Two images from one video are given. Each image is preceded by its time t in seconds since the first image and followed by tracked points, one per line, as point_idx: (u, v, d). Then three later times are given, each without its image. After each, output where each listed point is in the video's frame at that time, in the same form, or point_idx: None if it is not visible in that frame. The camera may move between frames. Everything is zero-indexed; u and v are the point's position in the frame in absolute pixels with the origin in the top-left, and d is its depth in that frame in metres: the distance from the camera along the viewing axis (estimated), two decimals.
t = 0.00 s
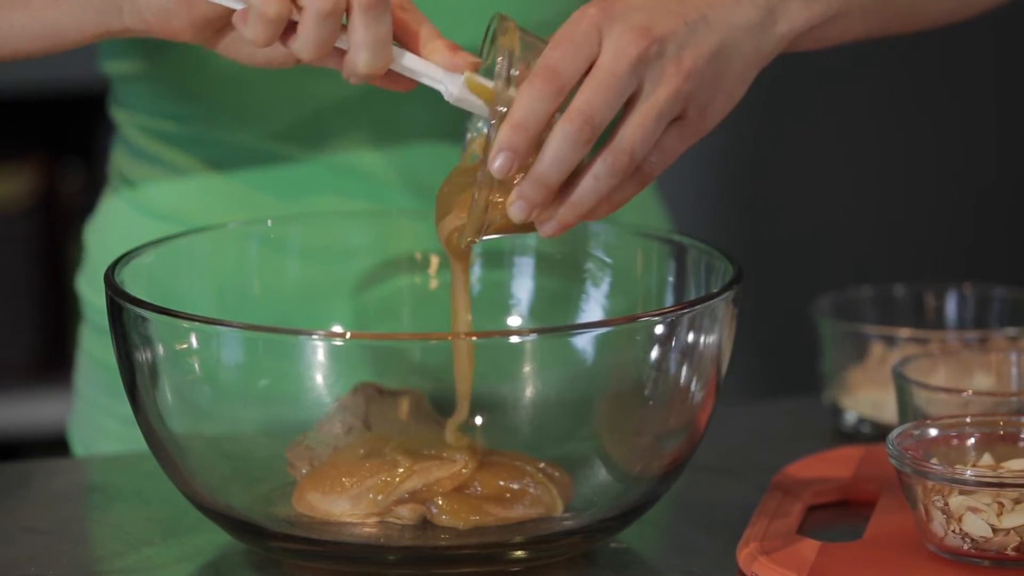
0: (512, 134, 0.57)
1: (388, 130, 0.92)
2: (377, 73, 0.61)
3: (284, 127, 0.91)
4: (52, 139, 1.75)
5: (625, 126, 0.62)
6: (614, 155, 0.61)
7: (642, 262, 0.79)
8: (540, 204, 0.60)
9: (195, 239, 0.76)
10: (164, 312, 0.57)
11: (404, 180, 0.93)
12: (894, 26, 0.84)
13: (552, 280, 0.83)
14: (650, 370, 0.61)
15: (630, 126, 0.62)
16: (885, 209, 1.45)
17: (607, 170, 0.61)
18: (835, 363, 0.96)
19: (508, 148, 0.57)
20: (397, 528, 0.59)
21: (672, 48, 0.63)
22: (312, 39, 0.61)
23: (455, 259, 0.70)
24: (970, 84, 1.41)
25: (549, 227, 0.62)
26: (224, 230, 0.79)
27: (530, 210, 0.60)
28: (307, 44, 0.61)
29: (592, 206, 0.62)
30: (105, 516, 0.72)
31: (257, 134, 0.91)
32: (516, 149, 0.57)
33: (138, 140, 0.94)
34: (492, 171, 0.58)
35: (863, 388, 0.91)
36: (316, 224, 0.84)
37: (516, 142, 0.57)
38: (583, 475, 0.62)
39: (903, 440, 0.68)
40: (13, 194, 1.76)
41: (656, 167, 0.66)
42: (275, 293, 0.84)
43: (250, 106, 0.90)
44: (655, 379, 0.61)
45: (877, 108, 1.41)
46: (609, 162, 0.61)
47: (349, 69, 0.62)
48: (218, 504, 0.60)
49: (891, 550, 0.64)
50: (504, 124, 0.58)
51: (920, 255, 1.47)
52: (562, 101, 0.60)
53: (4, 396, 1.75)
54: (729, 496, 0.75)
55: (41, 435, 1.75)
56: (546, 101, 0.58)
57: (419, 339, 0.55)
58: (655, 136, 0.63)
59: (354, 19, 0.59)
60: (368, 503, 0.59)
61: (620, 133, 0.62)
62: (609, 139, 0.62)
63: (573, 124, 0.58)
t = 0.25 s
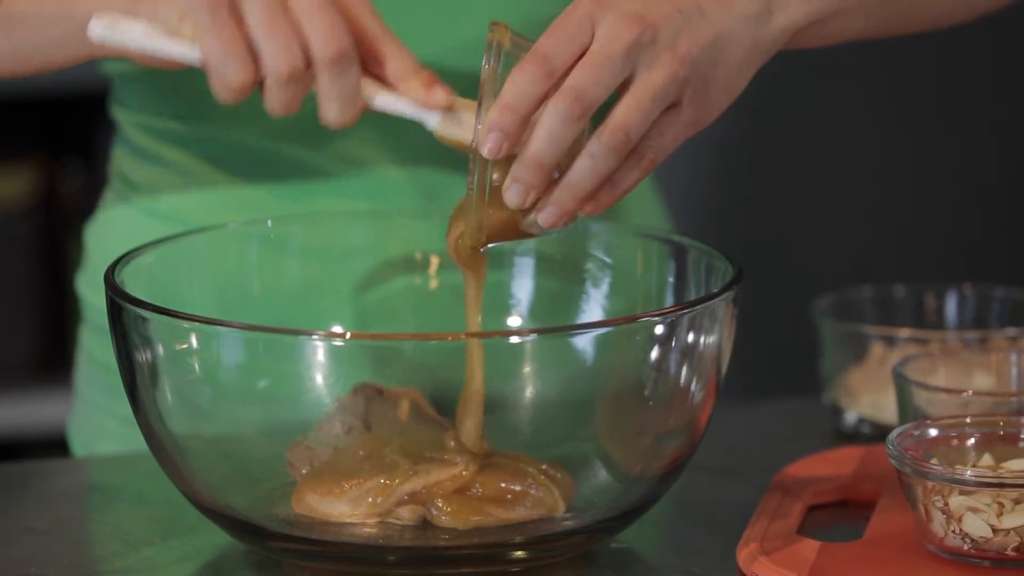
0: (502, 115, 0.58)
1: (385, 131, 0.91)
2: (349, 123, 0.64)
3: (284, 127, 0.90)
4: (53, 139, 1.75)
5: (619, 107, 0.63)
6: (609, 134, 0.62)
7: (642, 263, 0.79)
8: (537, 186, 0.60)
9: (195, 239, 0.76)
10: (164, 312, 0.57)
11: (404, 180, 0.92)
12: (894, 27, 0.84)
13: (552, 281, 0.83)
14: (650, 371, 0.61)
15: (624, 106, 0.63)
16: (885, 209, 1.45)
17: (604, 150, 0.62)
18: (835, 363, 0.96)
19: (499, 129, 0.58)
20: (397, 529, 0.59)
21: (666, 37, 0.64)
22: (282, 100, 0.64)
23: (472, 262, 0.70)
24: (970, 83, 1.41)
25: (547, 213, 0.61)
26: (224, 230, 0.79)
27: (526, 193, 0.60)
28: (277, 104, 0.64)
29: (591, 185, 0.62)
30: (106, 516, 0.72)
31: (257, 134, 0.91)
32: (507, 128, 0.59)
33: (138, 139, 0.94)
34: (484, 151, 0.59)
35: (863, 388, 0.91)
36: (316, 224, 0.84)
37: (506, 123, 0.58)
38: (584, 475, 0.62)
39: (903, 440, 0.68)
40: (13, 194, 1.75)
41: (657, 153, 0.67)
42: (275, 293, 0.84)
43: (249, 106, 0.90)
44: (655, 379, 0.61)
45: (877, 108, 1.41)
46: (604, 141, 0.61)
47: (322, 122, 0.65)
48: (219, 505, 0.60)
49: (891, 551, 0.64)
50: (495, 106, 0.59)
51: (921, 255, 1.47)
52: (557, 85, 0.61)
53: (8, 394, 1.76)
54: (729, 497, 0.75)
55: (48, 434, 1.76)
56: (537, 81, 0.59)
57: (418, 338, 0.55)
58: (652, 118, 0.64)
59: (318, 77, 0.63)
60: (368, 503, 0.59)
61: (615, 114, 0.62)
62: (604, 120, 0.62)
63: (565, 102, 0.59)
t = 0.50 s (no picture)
0: (535, 142, 0.59)
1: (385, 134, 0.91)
2: (312, 160, 0.62)
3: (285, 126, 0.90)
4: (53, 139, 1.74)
5: (653, 130, 0.62)
6: (644, 159, 0.61)
7: (641, 265, 0.79)
8: (571, 213, 0.60)
9: (195, 238, 0.76)
10: (164, 312, 0.57)
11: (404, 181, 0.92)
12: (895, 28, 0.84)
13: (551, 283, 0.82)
14: (649, 371, 0.61)
15: (657, 129, 0.62)
16: (885, 209, 1.45)
17: (638, 175, 0.61)
18: (835, 364, 0.96)
19: (533, 156, 0.59)
20: (397, 529, 0.59)
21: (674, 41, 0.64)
22: (240, 137, 0.60)
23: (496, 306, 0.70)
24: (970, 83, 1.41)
25: (584, 243, 0.62)
26: (224, 230, 0.79)
27: (562, 220, 0.61)
28: (235, 142, 0.61)
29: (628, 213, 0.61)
30: (106, 516, 0.72)
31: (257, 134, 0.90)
32: (541, 158, 0.59)
33: (138, 137, 0.94)
34: (518, 179, 0.59)
35: (862, 389, 0.91)
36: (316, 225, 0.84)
37: (538, 149, 0.59)
38: (584, 476, 0.62)
39: (903, 441, 0.68)
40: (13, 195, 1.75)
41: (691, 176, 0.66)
42: (275, 293, 0.84)
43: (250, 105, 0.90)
44: (655, 381, 0.61)
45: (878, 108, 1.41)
46: (639, 166, 0.61)
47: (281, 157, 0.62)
48: (218, 505, 0.60)
49: (891, 551, 0.64)
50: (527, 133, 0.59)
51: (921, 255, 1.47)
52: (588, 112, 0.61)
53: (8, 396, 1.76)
54: (729, 497, 0.75)
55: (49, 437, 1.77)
56: (565, 108, 0.60)
57: (416, 341, 0.54)
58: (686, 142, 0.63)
59: (279, 113, 0.60)
60: (369, 502, 0.59)
61: (651, 138, 0.61)
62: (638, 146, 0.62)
63: (597, 127, 0.59)
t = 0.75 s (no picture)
0: (525, 154, 0.58)
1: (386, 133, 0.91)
2: (318, 142, 0.64)
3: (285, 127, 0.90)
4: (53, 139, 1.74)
5: (643, 144, 0.61)
6: (634, 174, 0.61)
7: (641, 265, 0.79)
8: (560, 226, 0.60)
9: (195, 238, 0.76)
10: (164, 312, 0.57)
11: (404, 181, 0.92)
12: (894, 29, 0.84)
13: (551, 283, 0.82)
14: (650, 372, 0.61)
15: (645, 144, 0.61)
16: (885, 209, 1.45)
17: (627, 189, 0.61)
18: (835, 364, 0.96)
19: (522, 168, 0.58)
20: (397, 529, 0.58)
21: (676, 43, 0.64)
22: (248, 113, 0.63)
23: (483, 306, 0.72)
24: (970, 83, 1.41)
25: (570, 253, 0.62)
26: (224, 230, 0.79)
27: (550, 232, 0.61)
28: (241, 124, 0.64)
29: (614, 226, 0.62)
30: (107, 516, 0.72)
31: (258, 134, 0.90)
32: (531, 169, 0.58)
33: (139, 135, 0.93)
34: (508, 190, 0.58)
35: (863, 389, 0.91)
36: (317, 227, 0.83)
37: (529, 162, 0.58)
38: (585, 475, 0.62)
39: (904, 441, 0.68)
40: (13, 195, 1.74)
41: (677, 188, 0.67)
42: (275, 294, 0.84)
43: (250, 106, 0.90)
44: (655, 381, 0.61)
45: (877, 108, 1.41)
46: (628, 180, 0.61)
47: (285, 134, 0.63)
48: (218, 504, 0.61)
49: (890, 551, 0.64)
50: (517, 144, 0.58)
51: (921, 256, 1.47)
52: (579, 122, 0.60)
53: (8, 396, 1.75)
54: (729, 498, 0.75)
55: (49, 437, 1.75)
56: (556, 119, 0.58)
57: (416, 341, 0.55)
58: (673, 155, 0.63)
59: (283, 76, 0.63)
60: (370, 503, 0.59)
61: (640, 151, 0.61)
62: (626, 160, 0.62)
63: (587, 143, 0.58)
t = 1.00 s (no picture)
0: (522, 128, 0.57)
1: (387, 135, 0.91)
2: (298, 195, 0.64)
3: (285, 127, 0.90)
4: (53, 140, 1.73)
5: (645, 125, 0.61)
6: (635, 152, 0.60)
7: (641, 265, 0.79)
8: (561, 202, 0.59)
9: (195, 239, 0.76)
10: (164, 312, 0.57)
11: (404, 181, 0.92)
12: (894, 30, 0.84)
13: (552, 283, 0.82)
14: (650, 372, 0.61)
15: (648, 124, 0.61)
16: (885, 209, 1.45)
17: (628, 168, 0.60)
18: (835, 364, 0.96)
19: (519, 142, 0.57)
20: (398, 530, 0.58)
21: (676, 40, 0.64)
22: (240, 166, 0.63)
23: (496, 297, 0.70)
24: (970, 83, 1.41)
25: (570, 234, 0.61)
26: (224, 230, 0.79)
27: (549, 210, 0.59)
28: (230, 175, 0.63)
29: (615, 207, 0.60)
30: (108, 516, 0.72)
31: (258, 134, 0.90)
32: (528, 145, 0.57)
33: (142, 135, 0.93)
34: (504, 165, 0.57)
35: (863, 389, 0.91)
36: (317, 227, 0.83)
37: (525, 136, 0.57)
38: (585, 475, 0.62)
39: (904, 442, 0.68)
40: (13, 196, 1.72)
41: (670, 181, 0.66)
42: (274, 294, 0.84)
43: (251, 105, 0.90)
44: (654, 381, 0.61)
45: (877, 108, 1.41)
46: (629, 158, 0.60)
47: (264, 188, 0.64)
48: (218, 505, 0.61)
49: (890, 551, 0.64)
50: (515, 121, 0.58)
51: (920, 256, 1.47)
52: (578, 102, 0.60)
53: (8, 396, 1.76)
54: (730, 497, 0.75)
55: (51, 436, 1.78)
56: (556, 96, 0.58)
57: (417, 341, 0.55)
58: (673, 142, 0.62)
59: (281, 139, 0.62)
60: (371, 504, 0.59)
61: (642, 131, 0.60)
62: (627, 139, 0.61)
63: (588, 118, 0.58)
